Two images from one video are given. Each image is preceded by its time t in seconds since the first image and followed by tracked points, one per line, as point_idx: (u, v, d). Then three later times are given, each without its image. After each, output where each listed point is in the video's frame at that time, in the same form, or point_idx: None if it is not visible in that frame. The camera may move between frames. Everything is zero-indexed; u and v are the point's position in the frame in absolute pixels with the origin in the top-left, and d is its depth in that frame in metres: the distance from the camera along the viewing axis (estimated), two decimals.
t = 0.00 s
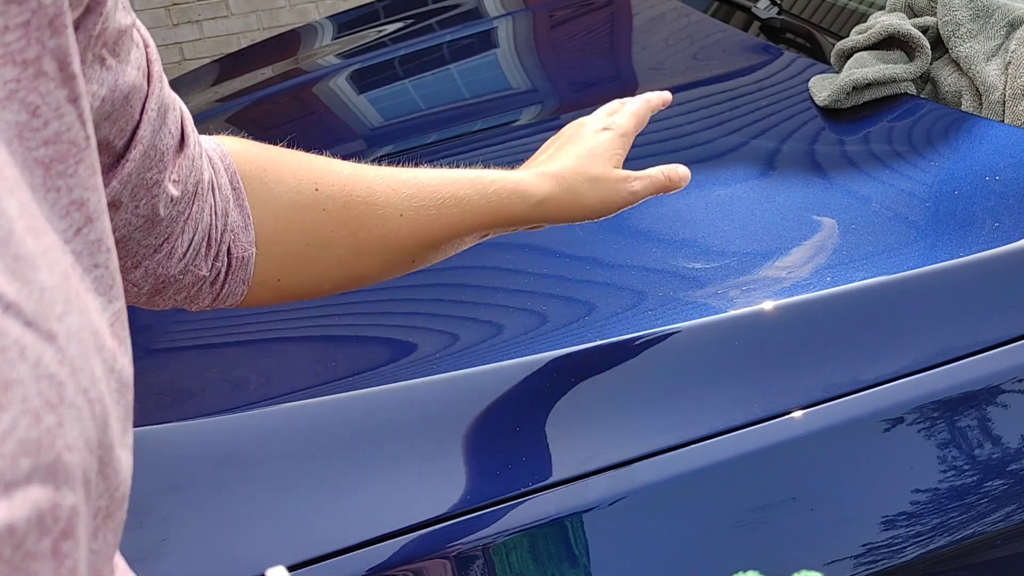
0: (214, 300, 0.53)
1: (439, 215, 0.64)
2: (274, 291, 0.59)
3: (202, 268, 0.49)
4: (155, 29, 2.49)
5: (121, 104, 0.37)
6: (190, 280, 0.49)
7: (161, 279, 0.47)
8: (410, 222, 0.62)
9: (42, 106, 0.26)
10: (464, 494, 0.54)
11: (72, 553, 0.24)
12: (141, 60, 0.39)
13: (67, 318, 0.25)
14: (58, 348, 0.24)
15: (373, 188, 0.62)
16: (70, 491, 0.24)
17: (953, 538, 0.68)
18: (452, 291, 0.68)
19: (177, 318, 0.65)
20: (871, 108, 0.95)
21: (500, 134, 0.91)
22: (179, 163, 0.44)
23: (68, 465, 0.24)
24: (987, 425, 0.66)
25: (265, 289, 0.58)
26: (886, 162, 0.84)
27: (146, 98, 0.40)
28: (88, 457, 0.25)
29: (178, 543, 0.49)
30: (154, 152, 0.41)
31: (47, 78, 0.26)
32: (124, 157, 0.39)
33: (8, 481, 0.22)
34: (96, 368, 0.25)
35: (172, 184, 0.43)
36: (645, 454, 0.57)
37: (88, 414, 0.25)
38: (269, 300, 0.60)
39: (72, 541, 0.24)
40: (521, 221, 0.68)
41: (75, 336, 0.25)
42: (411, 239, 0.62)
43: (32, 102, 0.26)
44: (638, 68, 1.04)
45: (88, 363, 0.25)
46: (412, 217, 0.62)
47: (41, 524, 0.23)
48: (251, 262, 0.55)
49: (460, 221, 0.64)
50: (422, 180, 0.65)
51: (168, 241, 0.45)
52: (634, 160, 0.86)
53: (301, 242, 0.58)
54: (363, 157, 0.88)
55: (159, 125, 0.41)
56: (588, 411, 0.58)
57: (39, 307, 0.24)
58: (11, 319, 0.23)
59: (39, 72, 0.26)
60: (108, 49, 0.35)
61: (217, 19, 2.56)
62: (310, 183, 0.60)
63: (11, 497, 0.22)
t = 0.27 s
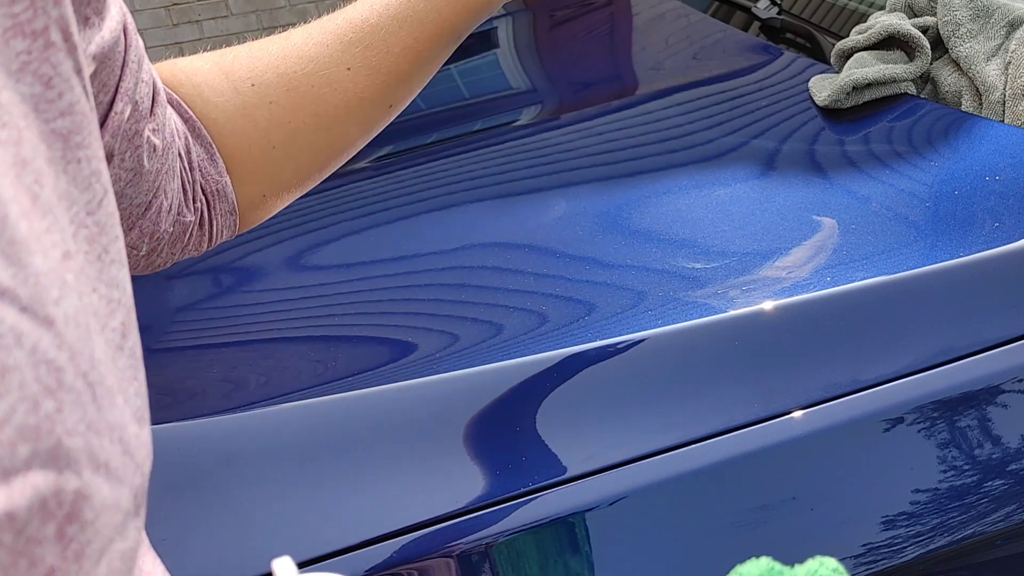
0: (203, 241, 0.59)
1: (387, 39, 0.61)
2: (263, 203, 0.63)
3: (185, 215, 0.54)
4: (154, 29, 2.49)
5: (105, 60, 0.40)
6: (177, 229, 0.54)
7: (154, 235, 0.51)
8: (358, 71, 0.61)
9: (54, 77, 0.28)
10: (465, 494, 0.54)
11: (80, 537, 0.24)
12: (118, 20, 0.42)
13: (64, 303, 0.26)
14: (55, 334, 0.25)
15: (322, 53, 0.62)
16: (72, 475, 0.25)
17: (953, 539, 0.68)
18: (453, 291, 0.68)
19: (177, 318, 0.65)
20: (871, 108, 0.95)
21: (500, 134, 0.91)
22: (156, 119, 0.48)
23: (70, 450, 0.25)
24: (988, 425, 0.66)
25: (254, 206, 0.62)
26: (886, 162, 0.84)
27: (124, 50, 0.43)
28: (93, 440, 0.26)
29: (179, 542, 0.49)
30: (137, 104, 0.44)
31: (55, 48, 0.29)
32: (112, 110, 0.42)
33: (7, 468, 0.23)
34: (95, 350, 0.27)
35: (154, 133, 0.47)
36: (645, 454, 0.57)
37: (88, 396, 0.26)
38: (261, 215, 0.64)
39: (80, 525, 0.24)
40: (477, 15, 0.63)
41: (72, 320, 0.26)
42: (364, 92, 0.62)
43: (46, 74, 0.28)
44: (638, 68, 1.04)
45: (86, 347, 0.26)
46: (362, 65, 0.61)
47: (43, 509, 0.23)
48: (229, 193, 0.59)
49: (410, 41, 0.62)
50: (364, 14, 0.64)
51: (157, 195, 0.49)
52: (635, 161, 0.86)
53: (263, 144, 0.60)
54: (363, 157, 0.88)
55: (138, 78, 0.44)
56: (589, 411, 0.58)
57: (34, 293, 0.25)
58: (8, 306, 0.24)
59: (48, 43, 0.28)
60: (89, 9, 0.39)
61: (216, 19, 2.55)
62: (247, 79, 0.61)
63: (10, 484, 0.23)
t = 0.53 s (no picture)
0: (210, 231, 0.60)
1: (390, 31, 0.61)
2: (269, 194, 0.64)
3: (189, 206, 0.55)
4: (154, 29, 2.48)
5: (114, 54, 0.41)
6: (183, 219, 0.55)
7: (160, 227, 0.52)
8: (361, 64, 0.62)
9: (63, 75, 0.29)
10: (465, 493, 0.53)
11: (78, 531, 0.24)
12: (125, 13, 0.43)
13: (66, 299, 0.26)
14: (56, 328, 0.25)
15: (325, 43, 0.62)
16: (72, 469, 0.25)
17: (953, 538, 0.68)
18: (453, 291, 0.68)
19: (177, 318, 0.65)
20: (871, 108, 0.95)
21: (500, 134, 0.91)
22: (162, 111, 0.49)
23: (70, 444, 0.25)
24: (988, 425, 0.66)
25: (259, 197, 0.63)
26: (886, 162, 0.84)
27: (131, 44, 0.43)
28: (93, 434, 0.26)
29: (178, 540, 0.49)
30: (142, 96, 0.45)
31: (64, 46, 0.29)
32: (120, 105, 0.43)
33: (6, 459, 0.23)
34: (97, 347, 0.27)
35: (159, 125, 0.48)
36: (644, 455, 0.57)
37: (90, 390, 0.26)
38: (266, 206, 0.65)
39: (79, 518, 0.25)
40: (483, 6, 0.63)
41: (75, 316, 0.26)
42: (367, 84, 0.62)
43: (56, 71, 0.29)
44: (639, 68, 1.04)
45: (88, 343, 0.26)
46: (365, 56, 0.61)
47: (41, 501, 0.23)
48: (234, 184, 0.60)
49: (413, 32, 0.61)
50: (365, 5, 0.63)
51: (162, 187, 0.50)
52: (635, 161, 0.86)
53: (268, 136, 0.60)
54: (363, 157, 0.88)
55: (143, 70, 0.45)
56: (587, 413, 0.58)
57: (36, 288, 0.25)
58: (8, 301, 0.24)
59: (57, 40, 0.29)
60: (97, 4, 0.39)
61: (217, 18, 2.55)
62: (250, 70, 0.61)
63: (8, 475, 0.23)
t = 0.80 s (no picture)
0: (204, 218, 0.59)
1: (385, 20, 0.61)
2: (263, 182, 0.63)
3: (184, 193, 0.54)
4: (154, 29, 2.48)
5: (114, 44, 0.40)
6: (177, 207, 0.54)
7: (155, 214, 0.51)
8: (355, 53, 0.61)
9: (77, 61, 0.29)
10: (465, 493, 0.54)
11: (93, 514, 0.25)
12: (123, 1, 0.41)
13: (78, 284, 0.26)
14: (70, 312, 0.26)
15: (317, 32, 0.62)
16: (86, 452, 0.25)
17: (953, 539, 0.68)
18: (453, 291, 0.68)
19: (177, 318, 0.65)
20: (871, 109, 0.95)
21: (500, 134, 0.91)
22: (160, 100, 0.48)
23: (84, 428, 0.25)
24: (988, 425, 0.66)
25: (252, 186, 0.63)
26: (886, 162, 0.84)
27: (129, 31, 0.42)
28: (105, 419, 0.26)
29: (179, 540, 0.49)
30: (142, 87, 0.44)
31: (76, 33, 0.29)
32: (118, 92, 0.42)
33: (23, 441, 0.23)
34: (108, 333, 0.28)
35: (157, 113, 0.47)
36: (644, 455, 0.57)
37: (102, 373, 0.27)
38: (256, 195, 0.65)
39: (92, 503, 0.25)
40: None
41: (87, 300, 0.27)
42: (362, 74, 0.62)
43: (70, 58, 0.29)
44: (639, 68, 1.04)
45: (99, 328, 0.27)
46: (360, 45, 0.61)
47: (57, 483, 0.24)
48: (228, 172, 0.59)
49: (408, 22, 0.61)
50: None
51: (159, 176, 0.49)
52: (635, 161, 0.86)
53: (264, 126, 0.60)
54: (363, 157, 0.88)
55: (142, 57, 0.44)
56: (588, 412, 0.58)
57: (50, 273, 0.25)
58: (24, 284, 0.25)
59: (71, 27, 0.29)
60: None
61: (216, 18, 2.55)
62: (244, 58, 0.60)
63: (26, 457, 0.23)
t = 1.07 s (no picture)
0: (203, 228, 0.58)
1: (387, 35, 0.61)
2: (261, 194, 0.62)
3: (183, 203, 0.53)
4: (155, 29, 2.48)
5: (113, 51, 0.40)
6: (175, 217, 0.53)
7: (150, 224, 0.50)
8: (356, 67, 0.61)
9: (77, 66, 0.29)
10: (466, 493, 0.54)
11: (100, 519, 0.25)
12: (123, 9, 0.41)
13: (83, 290, 0.26)
14: (76, 318, 0.26)
15: (319, 47, 0.61)
16: (94, 458, 0.25)
17: (953, 538, 0.68)
18: (453, 291, 0.68)
19: (177, 318, 0.65)
20: (871, 109, 0.95)
21: (500, 134, 0.91)
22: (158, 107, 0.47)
23: (91, 432, 0.25)
24: (987, 425, 0.66)
25: (251, 195, 0.61)
26: (886, 162, 0.84)
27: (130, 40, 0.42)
28: (112, 424, 0.26)
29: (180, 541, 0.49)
30: (140, 95, 0.43)
31: (75, 38, 0.30)
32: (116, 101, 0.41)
33: (33, 447, 0.23)
34: (112, 339, 0.27)
35: (155, 122, 0.46)
36: (643, 455, 0.57)
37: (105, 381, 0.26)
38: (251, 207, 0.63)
39: (100, 506, 0.25)
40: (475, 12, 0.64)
41: (91, 306, 0.27)
42: (361, 88, 0.61)
43: (70, 64, 0.29)
44: (639, 68, 1.04)
45: (104, 334, 0.27)
46: (362, 59, 0.61)
47: (66, 489, 0.24)
48: (228, 183, 0.58)
49: (410, 36, 0.62)
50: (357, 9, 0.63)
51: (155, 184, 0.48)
52: (635, 160, 0.86)
53: (265, 137, 0.59)
54: (363, 157, 0.88)
55: (142, 66, 0.43)
56: (589, 413, 0.58)
57: (56, 278, 0.25)
58: (31, 291, 0.25)
59: (70, 32, 0.29)
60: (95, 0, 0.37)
61: (216, 18, 2.55)
62: (244, 69, 0.59)
63: (35, 464, 0.23)
